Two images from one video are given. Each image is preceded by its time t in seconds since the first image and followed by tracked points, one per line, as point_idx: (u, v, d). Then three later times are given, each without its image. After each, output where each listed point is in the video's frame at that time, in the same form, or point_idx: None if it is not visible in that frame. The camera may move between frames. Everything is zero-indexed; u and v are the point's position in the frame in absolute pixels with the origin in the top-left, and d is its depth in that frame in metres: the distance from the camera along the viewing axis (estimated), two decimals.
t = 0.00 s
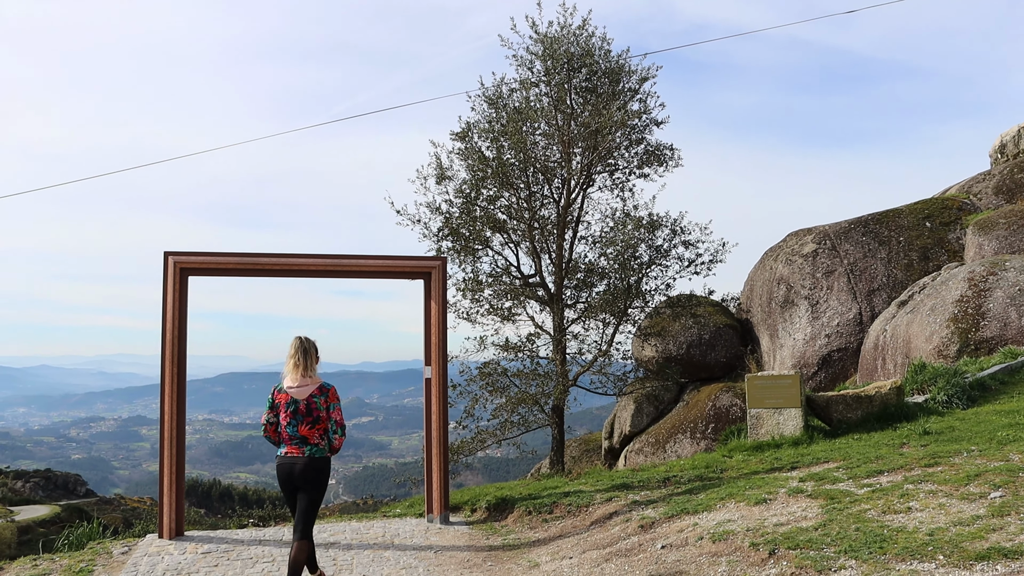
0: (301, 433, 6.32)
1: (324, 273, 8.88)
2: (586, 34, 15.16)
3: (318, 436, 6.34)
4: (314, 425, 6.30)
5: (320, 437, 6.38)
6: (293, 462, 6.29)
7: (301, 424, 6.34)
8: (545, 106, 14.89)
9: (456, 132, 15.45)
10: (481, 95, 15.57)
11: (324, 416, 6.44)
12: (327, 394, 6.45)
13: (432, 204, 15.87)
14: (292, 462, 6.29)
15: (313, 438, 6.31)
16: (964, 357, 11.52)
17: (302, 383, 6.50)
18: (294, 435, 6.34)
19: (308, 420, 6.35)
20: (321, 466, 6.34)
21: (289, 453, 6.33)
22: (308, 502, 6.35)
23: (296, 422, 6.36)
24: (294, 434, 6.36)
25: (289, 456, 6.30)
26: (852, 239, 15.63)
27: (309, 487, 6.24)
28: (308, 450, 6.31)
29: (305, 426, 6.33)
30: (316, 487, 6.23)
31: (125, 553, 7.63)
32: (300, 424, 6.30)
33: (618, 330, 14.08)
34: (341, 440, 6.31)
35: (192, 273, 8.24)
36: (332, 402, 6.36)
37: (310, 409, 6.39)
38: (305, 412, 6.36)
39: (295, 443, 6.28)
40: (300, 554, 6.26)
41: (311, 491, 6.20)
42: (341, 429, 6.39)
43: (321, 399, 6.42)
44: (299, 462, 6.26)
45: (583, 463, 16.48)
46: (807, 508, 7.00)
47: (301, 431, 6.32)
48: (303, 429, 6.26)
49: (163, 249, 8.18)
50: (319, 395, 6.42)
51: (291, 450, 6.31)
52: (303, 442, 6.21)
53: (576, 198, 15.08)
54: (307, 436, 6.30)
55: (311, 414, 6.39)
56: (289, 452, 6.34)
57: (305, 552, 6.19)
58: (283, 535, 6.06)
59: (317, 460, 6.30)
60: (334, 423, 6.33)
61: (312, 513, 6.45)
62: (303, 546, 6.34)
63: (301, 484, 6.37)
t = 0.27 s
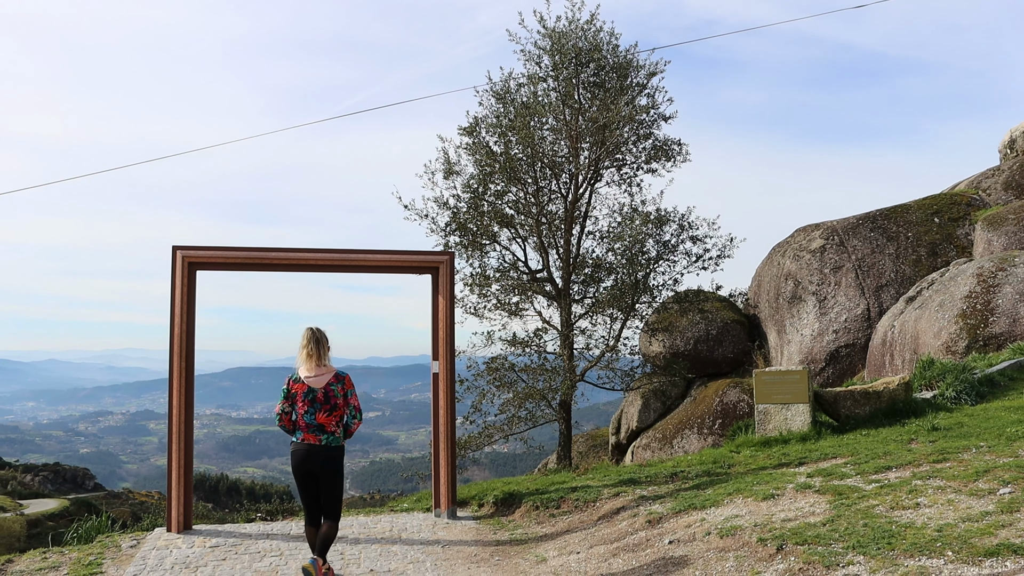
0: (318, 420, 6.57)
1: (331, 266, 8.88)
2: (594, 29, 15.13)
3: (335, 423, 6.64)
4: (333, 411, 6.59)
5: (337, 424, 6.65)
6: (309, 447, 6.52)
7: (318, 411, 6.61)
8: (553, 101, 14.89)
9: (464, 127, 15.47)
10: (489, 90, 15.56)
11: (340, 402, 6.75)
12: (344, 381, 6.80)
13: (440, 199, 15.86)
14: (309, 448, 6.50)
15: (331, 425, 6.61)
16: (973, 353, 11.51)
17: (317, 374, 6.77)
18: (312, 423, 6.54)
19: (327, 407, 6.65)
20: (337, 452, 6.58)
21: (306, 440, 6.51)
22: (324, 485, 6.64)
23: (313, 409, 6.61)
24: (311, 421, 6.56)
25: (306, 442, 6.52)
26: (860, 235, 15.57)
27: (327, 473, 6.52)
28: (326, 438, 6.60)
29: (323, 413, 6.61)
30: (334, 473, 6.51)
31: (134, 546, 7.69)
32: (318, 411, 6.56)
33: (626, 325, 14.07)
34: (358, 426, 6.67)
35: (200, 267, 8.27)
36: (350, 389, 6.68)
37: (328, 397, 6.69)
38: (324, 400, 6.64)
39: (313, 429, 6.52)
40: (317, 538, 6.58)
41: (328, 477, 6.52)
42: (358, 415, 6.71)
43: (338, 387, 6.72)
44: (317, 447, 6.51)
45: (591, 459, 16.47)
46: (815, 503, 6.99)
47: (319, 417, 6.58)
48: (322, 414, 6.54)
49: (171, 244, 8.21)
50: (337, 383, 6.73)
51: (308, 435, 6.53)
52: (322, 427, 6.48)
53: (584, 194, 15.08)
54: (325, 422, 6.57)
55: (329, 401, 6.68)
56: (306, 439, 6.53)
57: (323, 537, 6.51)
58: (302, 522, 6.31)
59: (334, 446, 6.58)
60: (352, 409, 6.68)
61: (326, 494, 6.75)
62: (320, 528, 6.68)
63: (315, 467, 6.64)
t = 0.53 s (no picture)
0: (338, 410, 6.99)
1: (343, 260, 8.91)
2: (605, 23, 15.11)
3: (353, 413, 7.06)
4: (352, 402, 7.04)
5: (353, 414, 7.11)
6: (330, 436, 6.93)
7: (338, 402, 7.01)
8: (563, 95, 14.89)
9: (475, 122, 15.50)
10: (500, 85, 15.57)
11: (355, 392, 7.18)
12: (359, 372, 7.21)
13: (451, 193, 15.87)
14: (329, 437, 6.91)
15: (350, 415, 7.02)
16: (985, 349, 11.43)
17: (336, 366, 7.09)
18: (332, 414, 6.95)
19: (345, 398, 7.05)
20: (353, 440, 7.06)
21: (327, 430, 6.93)
22: (341, 474, 7.04)
23: (333, 400, 7.00)
24: (331, 412, 6.97)
25: (326, 432, 6.92)
26: (872, 230, 15.52)
27: (346, 463, 6.92)
28: (345, 427, 7.01)
29: (343, 403, 7.01)
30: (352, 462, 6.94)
31: (146, 539, 7.75)
32: (338, 402, 6.96)
33: (636, 320, 14.07)
34: (374, 415, 7.12)
35: (212, 262, 8.32)
36: (368, 381, 7.13)
37: (346, 388, 7.08)
38: (342, 391, 7.05)
39: (333, 419, 6.93)
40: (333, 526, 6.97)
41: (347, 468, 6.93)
42: (372, 405, 7.20)
43: (357, 379, 7.13)
44: (337, 436, 6.92)
45: (601, 454, 16.49)
46: (826, 499, 6.98)
47: (339, 408, 6.98)
48: (342, 405, 6.95)
49: (183, 238, 8.27)
50: (355, 374, 7.14)
51: (329, 425, 6.93)
52: (343, 418, 6.89)
53: (594, 188, 15.09)
54: (345, 412, 6.99)
55: (347, 392, 7.09)
56: (326, 429, 6.94)
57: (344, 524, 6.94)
58: (322, 511, 6.67)
59: (352, 435, 7.01)
60: (369, 400, 7.11)
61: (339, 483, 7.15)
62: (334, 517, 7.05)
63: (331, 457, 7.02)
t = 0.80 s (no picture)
0: (352, 404, 7.12)
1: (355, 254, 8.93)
2: (617, 18, 15.08)
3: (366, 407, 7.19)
4: (366, 397, 7.17)
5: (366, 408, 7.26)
6: (344, 429, 7.06)
7: (352, 396, 7.14)
8: (575, 91, 14.88)
9: (486, 116, 15.51)
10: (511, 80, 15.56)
11: (369, 387, 7.33)
12: (374, 369, 7.37)
13: (462, 188, 15.88)
14: (343, 430, 7.04)
15: (363, 409, 7.16)
16: (997, 347, 11.37)
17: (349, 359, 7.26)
18: (346, 408, 7.08)
19: (360, 392, 7.18)
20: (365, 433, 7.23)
21: (341, 423, 7.06)
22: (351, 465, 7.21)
23: (348, 394, 7.13)
24: (346, 406, 7.10)
25: (340, 425, 7.05)
26: (884, 227, 15.43)
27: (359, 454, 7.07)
28: (358, 421, 7.14)
29: (357, 398, 7.14)
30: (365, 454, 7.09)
31: (157, 531, 7.80)
32: (353, 396, 7.09)
33: (647, 316, 14.06)
34: (386, 409, 7.26)
35: (223, 256, 8.36)
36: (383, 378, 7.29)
37: (361, 383, 7.21)
38: (358, 386, 7.19)
39: (348, 413, 7.07)
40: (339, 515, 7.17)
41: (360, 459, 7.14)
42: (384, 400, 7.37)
43: (371, 371, 7.29)
44: (351, 430, 7.06)
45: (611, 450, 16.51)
46: (836, 496, 6.96)
47: (353, 402, 7.12)
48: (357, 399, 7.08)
49: (195, 232, 8.31)
50: (370, 370, 7.28)
51: (343, 419, 7.06)
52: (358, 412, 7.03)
53: (606, 183, 15.08)
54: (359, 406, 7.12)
55: (361, 386, 7.22)
56: (341, 422, 7.07)
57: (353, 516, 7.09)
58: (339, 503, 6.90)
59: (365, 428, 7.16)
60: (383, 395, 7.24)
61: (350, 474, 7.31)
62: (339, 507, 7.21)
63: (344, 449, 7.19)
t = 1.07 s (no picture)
0: (363, 394, 7.50)
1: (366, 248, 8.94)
2: (627, 12, 15.04)
3: (376, 396, 7.58)
4: (376, 387, 7.55)
5: (377, 396, 7.65)
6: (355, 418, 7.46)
7: (363, 386, 7.51)
8: (584, 85, 14.86)
9: (496, 111, 15.50)
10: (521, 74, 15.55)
11: (380, 377, 7.70)
12: (385, 360, 7.72)
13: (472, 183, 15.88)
14: (354, 419, 7.45)
15: (374, 399, 7.55)
16: (1011, 341, 11.15)
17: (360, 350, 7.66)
18: (357, 397, 7.47)
19: (370, 382, 7.55)
20: (375, 422, 7.60)
21: (352, 412, 7.43)
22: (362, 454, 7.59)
23: (358, 384, 7.50)
24: (357, 395, 7.47)
25: (351, 415, 7.45)
26: (895, 221, 15.39)
27: (371, 442, 7.48)
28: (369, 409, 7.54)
29: (367, 388, 7.52)
30: (376, 442, 7.50)
31: (170, 526, 7.85)
32: (364, 386, 7.46)
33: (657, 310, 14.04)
34: (396, 399, 7.64)
35: (234, 251, 8.41)
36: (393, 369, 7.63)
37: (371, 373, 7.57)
38: (368, 376, 7.55)
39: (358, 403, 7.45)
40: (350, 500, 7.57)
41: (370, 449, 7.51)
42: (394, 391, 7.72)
43: (382, 363, 7.64)
44: (362, 418, 7.46)
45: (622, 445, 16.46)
46: (849, 491, 6.94)
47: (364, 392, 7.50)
48: (367, 390, 7.46)
49: (205, 227, 8.36)
50: (380, 362, 7.62)
51: (354, 408, 7.45)
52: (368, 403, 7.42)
53: (616, 177, 15.06)
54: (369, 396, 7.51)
55: (372, 376, 7.58)
56: (352, 412, 7.46)
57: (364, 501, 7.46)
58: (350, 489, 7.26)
59: (375, 416, 7.57)
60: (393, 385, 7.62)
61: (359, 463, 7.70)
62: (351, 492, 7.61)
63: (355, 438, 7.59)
